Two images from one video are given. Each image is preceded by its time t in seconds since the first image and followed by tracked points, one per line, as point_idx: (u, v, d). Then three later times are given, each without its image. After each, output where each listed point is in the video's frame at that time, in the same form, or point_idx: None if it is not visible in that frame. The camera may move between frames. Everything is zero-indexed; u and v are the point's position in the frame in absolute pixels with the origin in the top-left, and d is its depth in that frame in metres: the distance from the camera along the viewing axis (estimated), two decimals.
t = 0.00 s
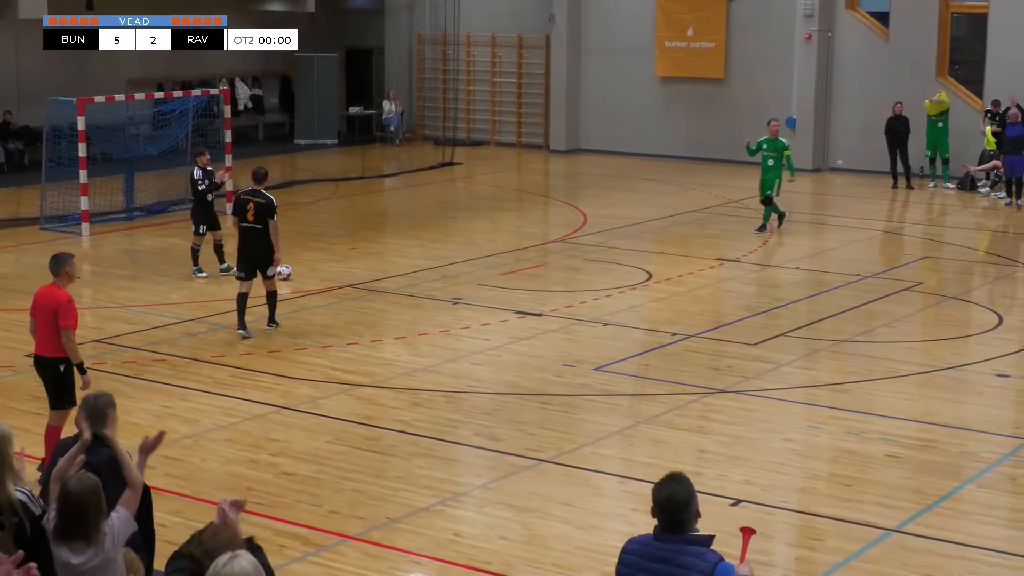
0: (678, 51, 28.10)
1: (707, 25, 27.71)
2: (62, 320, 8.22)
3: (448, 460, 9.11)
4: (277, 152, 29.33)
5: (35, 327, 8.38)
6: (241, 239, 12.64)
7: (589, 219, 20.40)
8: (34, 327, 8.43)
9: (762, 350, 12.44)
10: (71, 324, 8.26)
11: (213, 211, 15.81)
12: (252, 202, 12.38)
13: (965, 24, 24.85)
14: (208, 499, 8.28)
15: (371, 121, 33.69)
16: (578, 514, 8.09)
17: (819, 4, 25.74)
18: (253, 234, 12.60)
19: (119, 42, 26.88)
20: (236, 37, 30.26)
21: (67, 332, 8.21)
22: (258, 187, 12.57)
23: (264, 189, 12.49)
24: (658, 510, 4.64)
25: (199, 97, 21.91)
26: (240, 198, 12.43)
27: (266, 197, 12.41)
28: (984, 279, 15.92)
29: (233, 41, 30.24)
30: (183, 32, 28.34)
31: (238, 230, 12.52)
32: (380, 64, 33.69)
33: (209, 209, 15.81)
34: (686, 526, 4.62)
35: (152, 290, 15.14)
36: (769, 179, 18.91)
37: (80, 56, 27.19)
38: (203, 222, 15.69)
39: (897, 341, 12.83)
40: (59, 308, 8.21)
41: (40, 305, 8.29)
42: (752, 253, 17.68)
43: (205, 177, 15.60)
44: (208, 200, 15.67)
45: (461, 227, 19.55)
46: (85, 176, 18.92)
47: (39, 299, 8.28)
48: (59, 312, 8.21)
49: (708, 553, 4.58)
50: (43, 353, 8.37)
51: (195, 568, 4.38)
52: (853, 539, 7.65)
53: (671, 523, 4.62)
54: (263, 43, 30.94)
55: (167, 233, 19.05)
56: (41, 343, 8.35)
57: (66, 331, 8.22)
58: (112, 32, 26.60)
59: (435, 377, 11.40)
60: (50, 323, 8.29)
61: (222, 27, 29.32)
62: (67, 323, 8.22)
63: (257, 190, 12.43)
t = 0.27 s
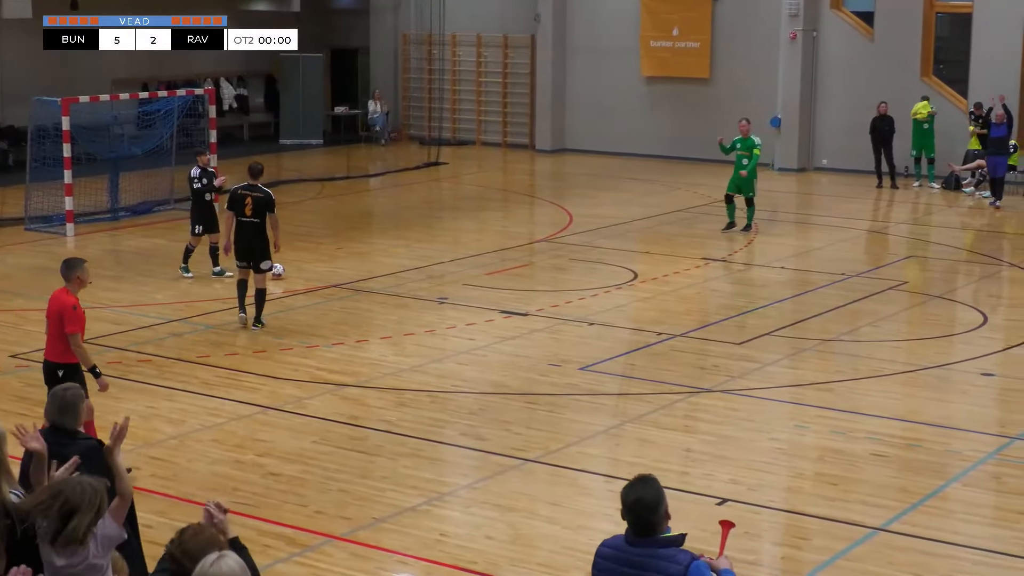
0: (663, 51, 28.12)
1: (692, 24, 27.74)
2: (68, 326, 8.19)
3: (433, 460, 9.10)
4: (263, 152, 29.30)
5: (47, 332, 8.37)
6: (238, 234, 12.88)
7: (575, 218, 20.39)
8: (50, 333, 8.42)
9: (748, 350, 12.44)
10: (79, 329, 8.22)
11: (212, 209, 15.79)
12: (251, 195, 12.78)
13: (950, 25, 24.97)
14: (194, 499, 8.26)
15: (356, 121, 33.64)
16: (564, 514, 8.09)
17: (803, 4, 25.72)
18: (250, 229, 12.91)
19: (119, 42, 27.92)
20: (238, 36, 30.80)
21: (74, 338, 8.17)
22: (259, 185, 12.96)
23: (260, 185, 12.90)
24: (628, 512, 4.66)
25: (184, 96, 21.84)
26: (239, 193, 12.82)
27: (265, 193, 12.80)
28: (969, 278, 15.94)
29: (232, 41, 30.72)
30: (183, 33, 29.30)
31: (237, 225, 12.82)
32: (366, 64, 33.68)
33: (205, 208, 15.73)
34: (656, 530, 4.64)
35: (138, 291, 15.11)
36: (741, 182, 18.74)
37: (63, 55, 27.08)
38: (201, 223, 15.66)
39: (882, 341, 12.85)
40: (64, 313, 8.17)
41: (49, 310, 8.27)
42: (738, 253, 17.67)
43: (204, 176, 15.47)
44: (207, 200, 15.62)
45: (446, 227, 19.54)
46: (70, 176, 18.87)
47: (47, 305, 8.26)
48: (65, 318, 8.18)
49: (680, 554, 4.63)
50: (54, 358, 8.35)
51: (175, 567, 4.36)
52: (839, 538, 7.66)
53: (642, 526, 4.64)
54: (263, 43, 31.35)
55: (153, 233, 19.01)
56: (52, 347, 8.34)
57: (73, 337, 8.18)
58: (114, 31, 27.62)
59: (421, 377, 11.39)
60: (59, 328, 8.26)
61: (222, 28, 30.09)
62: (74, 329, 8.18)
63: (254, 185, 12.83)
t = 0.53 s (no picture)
0: (648, 51, 28.15)
1: (677, 24, 27.78)
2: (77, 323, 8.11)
3: (421, 461, 9.10)
4: (249, 152, 29.28)
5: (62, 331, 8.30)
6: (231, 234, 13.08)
7: (560, 219, 20.41)
8: (69, 332, 8.37)
9: (733, 349, 12.46)
10: (88, 326, 8.12)
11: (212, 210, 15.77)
12: (242, 197, 12.99)
13: (934, 24, 25.04)
14: (181, 502, 8.25)
15: (342, 121, 33.63)
16: (552, 514, 8.09)
17: (789, 4, 25.74)
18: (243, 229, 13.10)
19: (119, 43, 27.77)
20: (237, 37, 30.74)
21: (82, 335, 8.08)
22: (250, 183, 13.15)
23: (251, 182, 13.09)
24: (604, 513, 4.67)
25: (170, 97, 21.78)
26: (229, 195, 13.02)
27: (257, 189, 12.99)
28: (954, 278, 16.01)
29: (235, 42, 30.75)
30: (182, 33, 29.28)
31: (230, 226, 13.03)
32: (352, 64, 33.67)
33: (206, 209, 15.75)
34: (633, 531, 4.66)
35: (123, 292, 15.08)
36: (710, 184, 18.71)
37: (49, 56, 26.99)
38: (201, 220, 15.62)
39: (867, 340, 12.88)
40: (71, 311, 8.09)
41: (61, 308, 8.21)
42: (724, 253, 17.69)
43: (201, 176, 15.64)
44: (205, 199, 15.64)
45: (432, 228, 19.54)
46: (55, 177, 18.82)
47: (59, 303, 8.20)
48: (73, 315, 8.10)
49: (657, 556, 4.62)
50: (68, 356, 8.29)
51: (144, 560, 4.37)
52: (825, 537, 7.68)
53: (618, 527, 4.65)
54: (263, 44, 31.41)
55: (138, 234, 18.97)
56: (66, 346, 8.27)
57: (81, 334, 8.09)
58: (114, 31, 27.46)
59: (408, 377, 11.39)
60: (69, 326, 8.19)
61: (222, 28, 30.08)
62: (82, 326, 8.09)
63: (244, 185, 13.03)
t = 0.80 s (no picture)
0: (630, 51, 28.16)
1: (659, 24, 27.81)
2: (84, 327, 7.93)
3: (402, 461, 9.09)
4: (229, 153, 29.19)
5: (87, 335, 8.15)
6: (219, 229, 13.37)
7: (542, 218, 20.42)
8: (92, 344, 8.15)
9: (715, 349, 12.47)
10: (96, 334, 7.92)
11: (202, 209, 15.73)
12: (227, 190, 13.29)
13: (914, 24, 25.13)
14: (162, 502, 8.23)
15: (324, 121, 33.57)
16: (533, 514, 8.09)
17: (769, 4, 25.78)
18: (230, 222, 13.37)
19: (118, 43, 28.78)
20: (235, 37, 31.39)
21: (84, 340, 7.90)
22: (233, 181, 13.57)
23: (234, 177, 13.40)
24: (581, 513, 4.67)
25: (151, 97, 21.74)
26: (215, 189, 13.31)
27: (241, 183, 13.39)
28: (935, 277, 16.04)
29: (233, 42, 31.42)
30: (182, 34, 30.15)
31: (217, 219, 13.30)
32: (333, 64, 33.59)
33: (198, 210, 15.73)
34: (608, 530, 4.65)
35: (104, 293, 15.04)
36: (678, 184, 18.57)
37: (30, 55, 26.70)
38: (194, 221, 15.60)
39: (848, 339, 12.91)
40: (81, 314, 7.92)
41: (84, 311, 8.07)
42: (704, 253, 17.69)
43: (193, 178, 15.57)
44: (196, 202, 15.59)
45: (414, 228, 19.52)
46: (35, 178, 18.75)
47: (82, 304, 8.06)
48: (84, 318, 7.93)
49: (634, 556, 4.61)
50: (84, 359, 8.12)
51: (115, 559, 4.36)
52: (806, 536, 7.69)
53: (595, 527, 4.65)
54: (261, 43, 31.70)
55: (119, 235, 18.92)
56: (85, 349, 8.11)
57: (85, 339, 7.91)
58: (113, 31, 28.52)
59: (389, 377, 11.38)
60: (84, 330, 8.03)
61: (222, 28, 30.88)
62: (88, 331, 7.90)
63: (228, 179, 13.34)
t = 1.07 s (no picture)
0: (614, 51, 28.18)
1: (642, 24, 27.82)
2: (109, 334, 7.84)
3: (386, 462, 9.08)
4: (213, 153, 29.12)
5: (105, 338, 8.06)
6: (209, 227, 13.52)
7: (526, 218, 20.43)
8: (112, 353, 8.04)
9: (699, 348, 12.49)
10: (121, 339, 7.85)
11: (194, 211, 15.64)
12: (218, 189, 13.38)
13: (898, 24, 25.30)
14: (146, 503, 8.21)
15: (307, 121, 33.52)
16: (518, 514, 8.09)
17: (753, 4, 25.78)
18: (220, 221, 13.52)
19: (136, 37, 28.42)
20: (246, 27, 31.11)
21: (109, 348, 7.82)
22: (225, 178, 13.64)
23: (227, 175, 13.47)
24: (564, 512, 4.66)
25: (134, 97, 21.71)
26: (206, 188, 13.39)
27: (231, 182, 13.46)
28: (919, 276, 16.07)
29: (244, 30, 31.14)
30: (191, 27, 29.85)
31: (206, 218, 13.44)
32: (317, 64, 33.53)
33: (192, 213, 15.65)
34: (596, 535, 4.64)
35: (88, 294, 15.00)
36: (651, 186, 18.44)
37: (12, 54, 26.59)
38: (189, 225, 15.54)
39: (832, 339, 12.93)
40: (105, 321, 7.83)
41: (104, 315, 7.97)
42: (688, 253, 17.69)
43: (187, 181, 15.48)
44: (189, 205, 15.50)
45: (398, 228, 19.50)
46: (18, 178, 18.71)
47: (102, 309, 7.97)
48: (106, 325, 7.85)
49: (618, 556, 4.61)
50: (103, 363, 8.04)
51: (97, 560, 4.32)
52: (790, 535, 7.70)
53: (580, 527, 4.65)
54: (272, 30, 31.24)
55: (103, 236, 18.87)
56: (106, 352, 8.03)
57: (110, 346, 7.83)
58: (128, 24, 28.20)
59: (374, 378, 11.37)
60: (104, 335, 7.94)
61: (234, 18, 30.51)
62: (113, 339, 7.82)
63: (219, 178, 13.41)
